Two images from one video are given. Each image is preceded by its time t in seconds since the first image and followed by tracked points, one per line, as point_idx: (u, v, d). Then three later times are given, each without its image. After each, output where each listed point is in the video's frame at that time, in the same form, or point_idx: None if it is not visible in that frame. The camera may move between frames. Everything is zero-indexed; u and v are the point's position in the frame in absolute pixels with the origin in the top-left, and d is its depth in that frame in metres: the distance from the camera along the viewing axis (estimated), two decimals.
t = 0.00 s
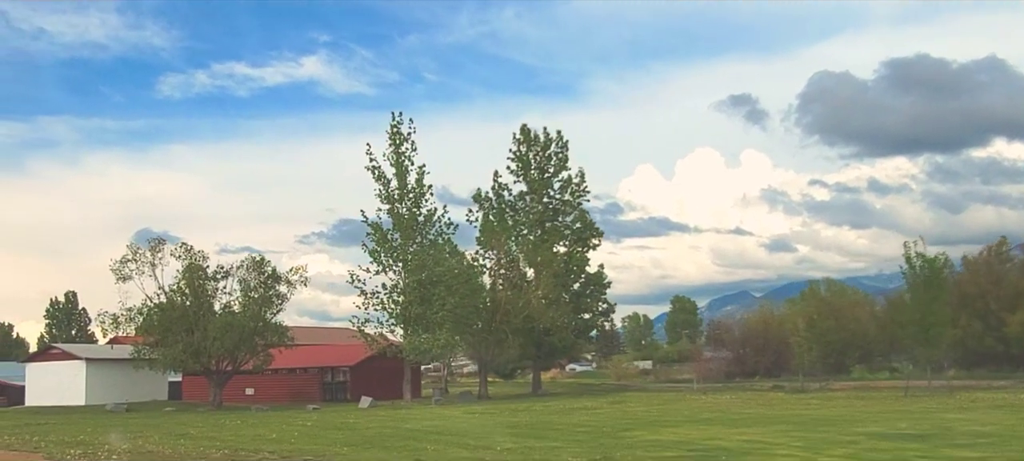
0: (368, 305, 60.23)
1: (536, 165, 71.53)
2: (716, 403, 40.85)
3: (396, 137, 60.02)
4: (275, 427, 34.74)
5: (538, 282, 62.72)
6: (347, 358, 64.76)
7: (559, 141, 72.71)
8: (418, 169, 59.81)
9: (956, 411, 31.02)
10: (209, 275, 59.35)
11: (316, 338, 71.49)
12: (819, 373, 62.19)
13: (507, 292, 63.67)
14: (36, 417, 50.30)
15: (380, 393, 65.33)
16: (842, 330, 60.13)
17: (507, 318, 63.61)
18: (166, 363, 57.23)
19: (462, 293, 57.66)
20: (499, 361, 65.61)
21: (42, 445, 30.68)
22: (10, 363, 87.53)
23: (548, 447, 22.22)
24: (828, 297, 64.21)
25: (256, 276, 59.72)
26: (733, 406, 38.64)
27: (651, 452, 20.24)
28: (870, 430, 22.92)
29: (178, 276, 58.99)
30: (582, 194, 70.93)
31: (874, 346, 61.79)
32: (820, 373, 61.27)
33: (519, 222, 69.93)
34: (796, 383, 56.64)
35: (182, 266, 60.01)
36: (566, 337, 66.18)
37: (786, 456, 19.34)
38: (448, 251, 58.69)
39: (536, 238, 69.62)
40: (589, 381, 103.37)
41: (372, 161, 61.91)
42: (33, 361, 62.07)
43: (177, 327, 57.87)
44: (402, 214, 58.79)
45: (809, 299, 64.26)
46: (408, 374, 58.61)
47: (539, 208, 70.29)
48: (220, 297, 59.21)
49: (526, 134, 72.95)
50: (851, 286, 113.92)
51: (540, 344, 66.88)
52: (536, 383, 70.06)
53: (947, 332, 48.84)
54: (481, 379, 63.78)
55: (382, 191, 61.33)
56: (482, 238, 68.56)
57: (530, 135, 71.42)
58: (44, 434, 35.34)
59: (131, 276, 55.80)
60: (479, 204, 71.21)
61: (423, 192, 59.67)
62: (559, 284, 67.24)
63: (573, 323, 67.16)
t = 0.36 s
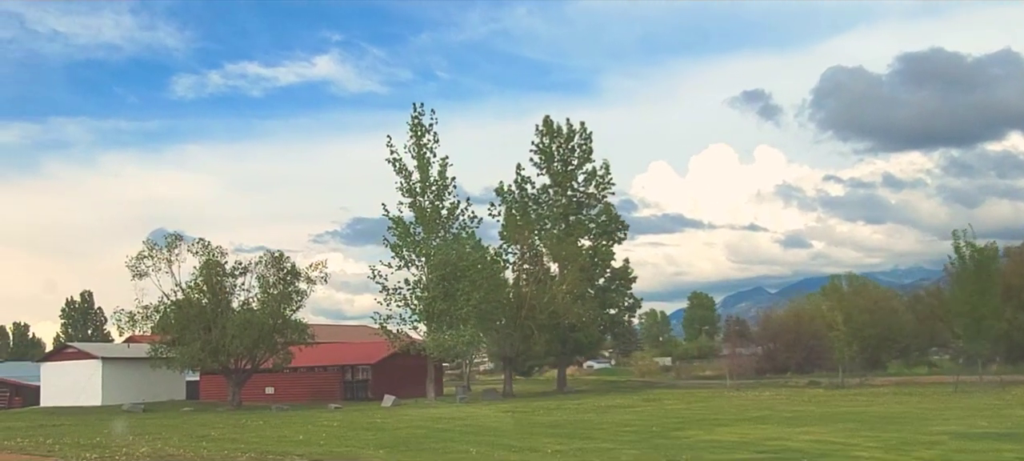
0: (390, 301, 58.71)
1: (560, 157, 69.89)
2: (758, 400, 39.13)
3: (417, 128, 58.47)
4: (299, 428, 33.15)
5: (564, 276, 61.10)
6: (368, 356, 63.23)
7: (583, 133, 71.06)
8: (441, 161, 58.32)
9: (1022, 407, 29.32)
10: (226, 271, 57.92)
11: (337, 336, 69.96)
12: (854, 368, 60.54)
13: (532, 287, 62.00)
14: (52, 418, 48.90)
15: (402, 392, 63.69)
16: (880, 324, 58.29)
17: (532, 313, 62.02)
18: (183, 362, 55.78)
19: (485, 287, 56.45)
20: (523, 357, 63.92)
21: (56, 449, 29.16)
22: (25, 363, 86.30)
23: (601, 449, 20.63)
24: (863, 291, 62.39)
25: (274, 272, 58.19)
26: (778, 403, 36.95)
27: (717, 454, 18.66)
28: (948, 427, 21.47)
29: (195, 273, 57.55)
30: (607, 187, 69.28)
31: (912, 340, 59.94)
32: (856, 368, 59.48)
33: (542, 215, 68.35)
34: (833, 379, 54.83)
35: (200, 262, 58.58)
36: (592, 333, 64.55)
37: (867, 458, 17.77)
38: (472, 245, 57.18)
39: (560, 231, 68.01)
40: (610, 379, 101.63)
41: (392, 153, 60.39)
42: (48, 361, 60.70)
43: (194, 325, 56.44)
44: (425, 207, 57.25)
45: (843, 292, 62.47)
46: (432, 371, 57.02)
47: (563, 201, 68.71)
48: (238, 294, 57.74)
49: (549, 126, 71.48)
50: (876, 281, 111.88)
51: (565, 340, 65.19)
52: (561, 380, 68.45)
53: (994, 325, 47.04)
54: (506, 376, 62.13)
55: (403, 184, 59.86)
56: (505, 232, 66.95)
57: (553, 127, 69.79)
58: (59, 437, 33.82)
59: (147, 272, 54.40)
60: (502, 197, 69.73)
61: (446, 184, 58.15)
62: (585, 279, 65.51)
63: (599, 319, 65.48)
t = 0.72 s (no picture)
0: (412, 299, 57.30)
1: (584, 150, 68.26)
2: (802, 399, 37.43)
3: (440, 121, 56.91)
4: (323, 430, 31.67)
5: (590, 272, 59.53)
6: (389, 355, 61.72)
7: (608, 125, 69.27)
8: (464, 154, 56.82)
9: None
10: (244, 268, 56.48)
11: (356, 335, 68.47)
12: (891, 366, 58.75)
13: (557, 283, 60.42)
14: (69, 420, 47.58)
15: (423, 391, 62.15)
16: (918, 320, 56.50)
17: (557, 311, 60.42)
18: (201, 361, 54.35)
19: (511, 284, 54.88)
20: (548, 355, 62.33)
21: (70, 453, 27.65)
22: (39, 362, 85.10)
23: (659, 453, 19.02)
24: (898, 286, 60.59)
25: (293, 269, 56.68)
26: (824, 402, 35.28)
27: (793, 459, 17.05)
28: None
29: (213, 270, 56.11)
30: (633, 181, 67.64)
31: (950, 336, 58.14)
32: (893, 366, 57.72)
33: (566, 210, 66.68)
34: (871, 377, 53.21)
35: (217, 259, 57.15)
36: (618, 331, 62.97)
37: None
38: (496, 241, 55.72)
39: (584, 227, 66.37)
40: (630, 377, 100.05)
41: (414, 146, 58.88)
42: (62, 361, 59.35)
43: (212, 324, 55.03)
44: (448, 201, 55.78)
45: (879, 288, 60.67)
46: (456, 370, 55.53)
47: (587, 196, 67.09)
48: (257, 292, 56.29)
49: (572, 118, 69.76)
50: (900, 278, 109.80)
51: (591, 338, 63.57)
52: (587, 379, 66.75)
53: None
54: (531, 375, 60.52)
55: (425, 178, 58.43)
56: (529, 228, 65.15)
57: (577, 120, 68.15)
58: (73, 440, 32.30)
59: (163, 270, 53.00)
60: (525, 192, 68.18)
61: (469, 178, 56.64)
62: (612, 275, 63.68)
63: (626, 316, 63.86)
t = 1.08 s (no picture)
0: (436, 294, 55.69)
1: (610, 142, 66.54)
2: (851, 399, 35.72)
3: (464, 111, 55.28)
4: (352, 431, 30.04)
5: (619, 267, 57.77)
6: (411, 353, 60.14)
7: (634, 116, 67.53)
8: (489, 145, 55.20)
9: None
10: (264, 263, 54.98)
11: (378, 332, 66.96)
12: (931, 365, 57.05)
13: (585, 278, 58.72)
14: (85, 419, 46.17)
15: (448, 390, 60.71)
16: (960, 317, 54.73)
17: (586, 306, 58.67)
18: (220, 359, 52.86)
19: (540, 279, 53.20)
20: (575, 353, 60.67)
21: (87, 455, 26.11)
22: (55, 361, 83.84)
23: (730, 458, 17.44)
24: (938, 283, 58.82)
25: (314, 264, 55.12)
26: (876, 401, 33.59)
27: None
28: None
29: (232, 265, 54.65)
30: (661, 173, 65.94)
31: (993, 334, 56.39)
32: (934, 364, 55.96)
33: (592, 204, 65.01)
34: (912, 376, 51.33)
35: (236, 254, 55.63)
36: (646, 328, 61.29)
37: None
38: (523, 235, 54.05)
39: (611, 221, 64.69)
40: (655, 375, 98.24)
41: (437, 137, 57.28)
42: (78, 358, 57.96)
43: (231, 320, 53.56)
44: (473, 194, 54.17)
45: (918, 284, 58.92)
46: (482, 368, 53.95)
47: (614, 189, 65.41)
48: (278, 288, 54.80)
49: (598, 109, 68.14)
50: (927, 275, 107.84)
51: (618, 335, 61.83)
52: (614, 378, 65.07)
53: None
54: (557, 373, 58.84)
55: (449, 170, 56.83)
56: (554, 221, 63.60)
57: (603, 111, 66.44)
58: (89, 441, 30.74)
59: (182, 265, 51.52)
60: (549, 186, 66.54)
61: (495, 170, 54.98)
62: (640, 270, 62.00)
63: (655, 312, 62.13)
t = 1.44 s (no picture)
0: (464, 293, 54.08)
1: (641, 137, 64.81)
2: (907, 401, 33.94)
3: (494, 103, 53.67)
4: (387, 433, 28.39)
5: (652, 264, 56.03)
6: (437, 353, 58.55)
7: (665, 110, 65.80)
8: (519, 138, 53.58)
9: None
10: (288, 260, 53.47)
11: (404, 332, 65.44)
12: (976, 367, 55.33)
13: (617, 276, 56.99)
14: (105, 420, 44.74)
15: (476, 391, 59.15)
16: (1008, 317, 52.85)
17: (618, 305, 56.94)
18: (242, 358, 51.37)
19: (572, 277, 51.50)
20: (607, 352, 58.96)
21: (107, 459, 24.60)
22: (75, 361, 82.62)
23: None
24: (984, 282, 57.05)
25: (339, 261, 53.57)
26: (938, 404, 31.80)
27: None
28: None
29: (255, 262, 53.17)
30: (693, 169, 64.20)
31: None
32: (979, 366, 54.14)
33: (623, 200, 63.35)
34: (960, 377, 49.39)
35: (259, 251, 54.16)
36: (679, 327, 59.52)
37: None
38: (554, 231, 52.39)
39: (642, 217, 63.01)
40: (685, 376, 96.27)
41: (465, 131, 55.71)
42: (98, 358, 56.62)
43: (254, 319, 52.07)
44: (503, 189, 52.55)
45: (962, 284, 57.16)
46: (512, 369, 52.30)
47: (645, 185, 63.71)
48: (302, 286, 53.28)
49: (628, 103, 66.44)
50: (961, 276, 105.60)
51: (650, 335, 60.08)
52: (645, 379, 63.32)
53: None
54: (588, 374, 57.12)
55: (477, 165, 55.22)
56: (584, 218, 61.98)
57: (634, 105, 64.73)
58: (109, 444, 29.24)
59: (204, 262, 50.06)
60: (578, 181, 64.91)
61: (525, 164, 53.36)
62: (673, 268, 60.21)
63: (688, 311, 60.34)
